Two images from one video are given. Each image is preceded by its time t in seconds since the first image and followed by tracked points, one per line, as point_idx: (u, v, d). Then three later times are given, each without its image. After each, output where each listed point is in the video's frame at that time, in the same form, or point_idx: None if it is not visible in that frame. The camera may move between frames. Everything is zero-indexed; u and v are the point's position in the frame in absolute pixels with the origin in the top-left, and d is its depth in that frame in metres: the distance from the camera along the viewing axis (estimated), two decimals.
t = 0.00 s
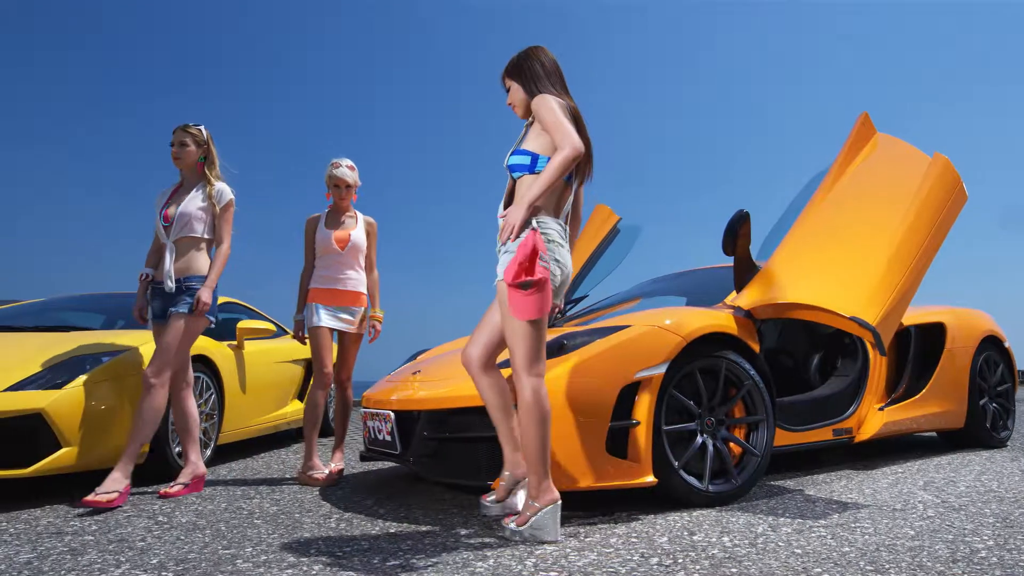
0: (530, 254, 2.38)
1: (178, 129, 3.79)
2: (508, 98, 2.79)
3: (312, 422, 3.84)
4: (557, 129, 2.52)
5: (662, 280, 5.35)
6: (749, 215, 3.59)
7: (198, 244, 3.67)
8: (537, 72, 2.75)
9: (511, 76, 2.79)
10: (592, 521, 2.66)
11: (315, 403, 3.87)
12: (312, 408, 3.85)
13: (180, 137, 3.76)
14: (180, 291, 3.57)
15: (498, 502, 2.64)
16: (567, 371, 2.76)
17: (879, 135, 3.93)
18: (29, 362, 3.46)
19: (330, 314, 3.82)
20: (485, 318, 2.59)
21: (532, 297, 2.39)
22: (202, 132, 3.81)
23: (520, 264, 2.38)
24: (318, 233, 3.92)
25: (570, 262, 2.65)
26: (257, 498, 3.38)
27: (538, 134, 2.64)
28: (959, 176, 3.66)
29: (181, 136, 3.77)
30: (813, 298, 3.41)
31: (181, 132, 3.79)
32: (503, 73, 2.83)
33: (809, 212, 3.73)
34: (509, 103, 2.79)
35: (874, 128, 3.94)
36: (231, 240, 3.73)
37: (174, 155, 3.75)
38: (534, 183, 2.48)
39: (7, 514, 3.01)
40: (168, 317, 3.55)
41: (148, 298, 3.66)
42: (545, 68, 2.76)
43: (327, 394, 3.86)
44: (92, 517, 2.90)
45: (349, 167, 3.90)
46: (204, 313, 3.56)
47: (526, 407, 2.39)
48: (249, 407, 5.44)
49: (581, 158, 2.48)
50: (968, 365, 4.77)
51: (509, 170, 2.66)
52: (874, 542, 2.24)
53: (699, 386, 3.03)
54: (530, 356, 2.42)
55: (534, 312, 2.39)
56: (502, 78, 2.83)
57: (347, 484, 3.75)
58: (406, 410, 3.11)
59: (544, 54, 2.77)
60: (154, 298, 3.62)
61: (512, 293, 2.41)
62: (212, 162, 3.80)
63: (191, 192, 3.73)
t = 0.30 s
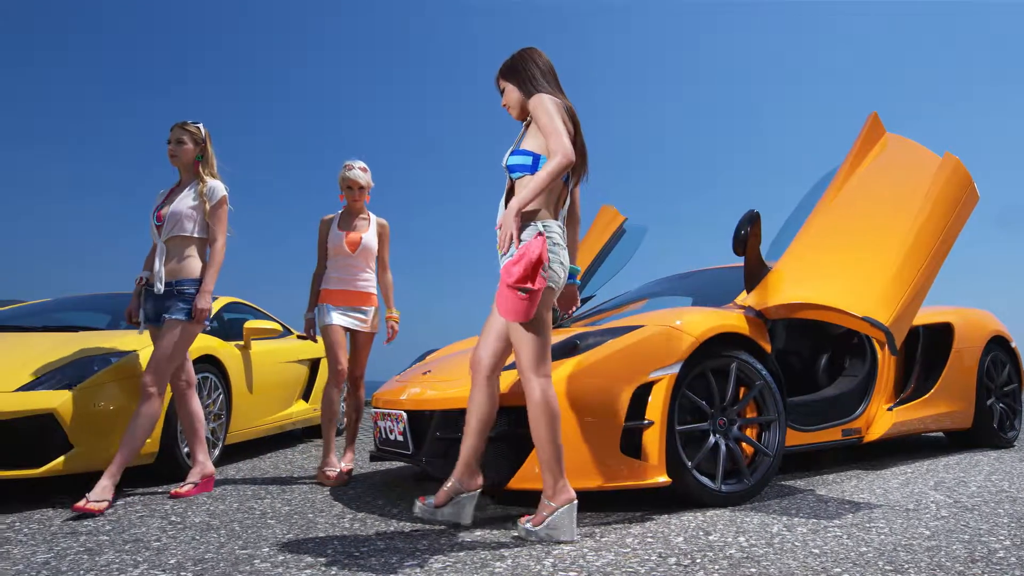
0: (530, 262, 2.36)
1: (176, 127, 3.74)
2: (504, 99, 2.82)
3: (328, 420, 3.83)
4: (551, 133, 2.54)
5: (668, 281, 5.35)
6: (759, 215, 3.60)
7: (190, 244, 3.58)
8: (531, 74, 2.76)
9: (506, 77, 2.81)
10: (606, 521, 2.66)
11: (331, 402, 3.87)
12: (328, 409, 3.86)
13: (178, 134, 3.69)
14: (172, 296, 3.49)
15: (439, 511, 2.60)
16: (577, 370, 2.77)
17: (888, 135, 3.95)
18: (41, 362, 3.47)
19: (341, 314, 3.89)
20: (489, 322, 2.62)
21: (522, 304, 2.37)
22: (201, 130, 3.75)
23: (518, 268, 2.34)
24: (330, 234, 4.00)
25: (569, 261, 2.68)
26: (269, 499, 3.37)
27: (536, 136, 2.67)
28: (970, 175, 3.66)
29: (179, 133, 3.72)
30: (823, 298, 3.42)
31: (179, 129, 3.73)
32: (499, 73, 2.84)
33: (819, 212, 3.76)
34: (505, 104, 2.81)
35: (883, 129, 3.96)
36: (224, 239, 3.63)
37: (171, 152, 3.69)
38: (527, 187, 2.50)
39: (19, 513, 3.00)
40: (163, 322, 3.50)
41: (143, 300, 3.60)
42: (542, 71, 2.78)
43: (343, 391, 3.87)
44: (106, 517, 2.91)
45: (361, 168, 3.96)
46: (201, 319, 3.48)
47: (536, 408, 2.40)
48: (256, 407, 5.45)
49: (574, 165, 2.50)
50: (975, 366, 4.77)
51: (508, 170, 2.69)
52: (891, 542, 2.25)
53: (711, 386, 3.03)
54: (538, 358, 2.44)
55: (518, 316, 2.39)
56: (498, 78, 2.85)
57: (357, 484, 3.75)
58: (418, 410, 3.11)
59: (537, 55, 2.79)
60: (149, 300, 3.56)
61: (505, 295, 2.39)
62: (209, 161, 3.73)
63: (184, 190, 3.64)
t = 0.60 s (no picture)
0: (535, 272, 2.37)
1: (173, 119, 3.64)
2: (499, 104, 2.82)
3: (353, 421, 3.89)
4: (543, 146, 2.56)
5: (675, 281, 5.36)
6: (770, 215, 3.60)
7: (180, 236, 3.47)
8: (527, 79, 2.76)
9: (501, 80, 2.81)
10: (620, 521, 2.66)
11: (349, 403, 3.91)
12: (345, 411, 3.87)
13: (175, 127, 3.60)
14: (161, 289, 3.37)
15: (433, 515, 2.61)
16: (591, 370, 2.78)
17: (897, 135, 3.95)
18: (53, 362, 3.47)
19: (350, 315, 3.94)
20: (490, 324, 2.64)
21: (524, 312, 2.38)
22: (199, 123, 3.65)
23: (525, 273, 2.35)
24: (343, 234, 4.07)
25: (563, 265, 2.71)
26: (280, 499, 3.38)
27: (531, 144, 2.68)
28: (981, 176, 3.68)
29: (177, 126, 3.62)
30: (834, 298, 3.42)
31: (177, 122, 3.64)
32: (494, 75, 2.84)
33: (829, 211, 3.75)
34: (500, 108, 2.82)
35: (892, 129, 3.95)
36: (218, 235, 3.51)
37: (167, 145, 3.59)
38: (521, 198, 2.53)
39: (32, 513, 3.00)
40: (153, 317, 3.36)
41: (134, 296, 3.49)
42: (538, 76, 2.78)
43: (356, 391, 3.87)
44: (123, 518, 2.92)
45: (376, 170, 4.03)
46: (190, 314, 3.34)
47: (541, 412, 2.41)
48: (263, 407, 5.45)
49: (564, 183, 2.53)
50: (983, 366, 4.77)
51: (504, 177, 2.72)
52: (908, 542, 2.24)
53: (724, 386, 3.03)
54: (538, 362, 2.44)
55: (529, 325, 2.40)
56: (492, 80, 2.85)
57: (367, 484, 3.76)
58: (431, 409, 3.10)
59: (532, 60, 2.78)
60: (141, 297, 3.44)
61: (515, 306, 2.40)
62: (206, 155, 3.62)
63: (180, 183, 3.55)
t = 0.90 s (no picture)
0: (551, 283, 2.44)
1: (169, 113, 3.58)
2: (491, 107, 2.84)
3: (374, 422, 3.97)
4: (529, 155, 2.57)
5: (682, 281, 5.37)
6: (780, 215, 3.60)
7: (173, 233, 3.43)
8: (519, 84, 2.77)
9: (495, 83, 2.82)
10: (635, 521, 2.65)
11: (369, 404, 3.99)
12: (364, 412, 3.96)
13: (172, 122, 3.55)
14: (158, 285, 3.32)
15: (443, 525, 2.54)
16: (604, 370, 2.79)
17: (907, 135, 3.95)
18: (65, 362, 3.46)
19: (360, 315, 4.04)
20: (479, 325, 2.65)
21: (546, 319, 2.39)
22: (196, 118, 3.60)
23: (541, 283, 2.39)
24: (356, 233, 4.17)
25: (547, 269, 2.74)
26: (292, 498, 3.37)
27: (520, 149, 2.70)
28: (994, 177, 3.68)
29: (173, 121, 3.57)
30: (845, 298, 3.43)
31: (173, 117, 3.58)
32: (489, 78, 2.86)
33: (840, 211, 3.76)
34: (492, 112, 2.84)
35: (902, 129, 3.96)
36: (211, 233, 3.47)
37: (163, 140, 3.54)
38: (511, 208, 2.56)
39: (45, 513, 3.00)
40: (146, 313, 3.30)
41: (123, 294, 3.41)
42: (532, 79, 2.79)
43: (374, 392, 3.97)
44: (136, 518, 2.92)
45: (389, 173, 4.17)
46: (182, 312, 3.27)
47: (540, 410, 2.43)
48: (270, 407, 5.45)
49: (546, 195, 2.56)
50: (991, 366, 4.77)
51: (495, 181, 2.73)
52: (925, 542, 2.24)
53: (737, 386, 3.03)
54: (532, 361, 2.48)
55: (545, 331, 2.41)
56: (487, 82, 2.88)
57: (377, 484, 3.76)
58: (443, 410, 3.10)
59: (525, 66, 2.78)
60: (131, 295, 3.37)
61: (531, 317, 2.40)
62: (203, 151, 3.58)
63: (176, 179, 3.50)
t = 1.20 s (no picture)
0: (549, 291, 2.49)
1: (166, 110, 3.54)
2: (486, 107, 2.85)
3: (388, 425, 4.13)
4: (515, 156, 2.57)
5: (689, 282, 5.37)
6: (791, 215, 3.60)
7: (173, 233, 3.40)
8: (513, 85, 2.78)
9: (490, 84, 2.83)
10: (649, 521, 2.65)
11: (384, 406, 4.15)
12: (380, 410, 4.13)
13: (170, 119, 3.51)
14: (165, 284, 3.32)
15: (457, 525, 2.52)
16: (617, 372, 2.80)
17: (916, 136, 3.96)
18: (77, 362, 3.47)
19: (371, 316, 4.13)
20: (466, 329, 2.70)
21: (541, 324, 2.46)
22: (194, 115, 3.57)
23: (541, 289, 2.44)
24: (367, 234, 4.26)
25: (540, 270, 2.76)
26: (303, 498, 3.37)
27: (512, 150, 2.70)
28: (1006, 177, 3.68)
29: (171, 118, 3.54)
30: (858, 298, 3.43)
31: (171, 113, 3.54)
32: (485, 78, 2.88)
33: (851, 211, 3.76)
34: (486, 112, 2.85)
35: (911, 130, 3.96)
36: (213, 233, 3.44)
37: (162, 138, 3.51)
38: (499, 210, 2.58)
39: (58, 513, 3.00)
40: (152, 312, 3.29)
41: (121, 292, 3.37)
42: (529, 81, 2.81)
43: (389, 391, 4.13)
44: (149, 518, 2.93)
45: (401, 175, 4.27)
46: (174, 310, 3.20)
47: (518, 409, 2.48)
48: (277, 408, 5.45)
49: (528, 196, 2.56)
50: (999, 366, 4.77)
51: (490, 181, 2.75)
52: (943, 542, 2.24)
53: (750, 386, 3.03)
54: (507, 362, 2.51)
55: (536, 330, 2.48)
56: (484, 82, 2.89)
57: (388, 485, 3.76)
58: (457, 410, 3.10)
59: (520, 68, 2.79)
60: (130, 294, 3.34)
61: (531, 322, 2.47)
62: (203, 149, 3.56)
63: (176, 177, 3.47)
